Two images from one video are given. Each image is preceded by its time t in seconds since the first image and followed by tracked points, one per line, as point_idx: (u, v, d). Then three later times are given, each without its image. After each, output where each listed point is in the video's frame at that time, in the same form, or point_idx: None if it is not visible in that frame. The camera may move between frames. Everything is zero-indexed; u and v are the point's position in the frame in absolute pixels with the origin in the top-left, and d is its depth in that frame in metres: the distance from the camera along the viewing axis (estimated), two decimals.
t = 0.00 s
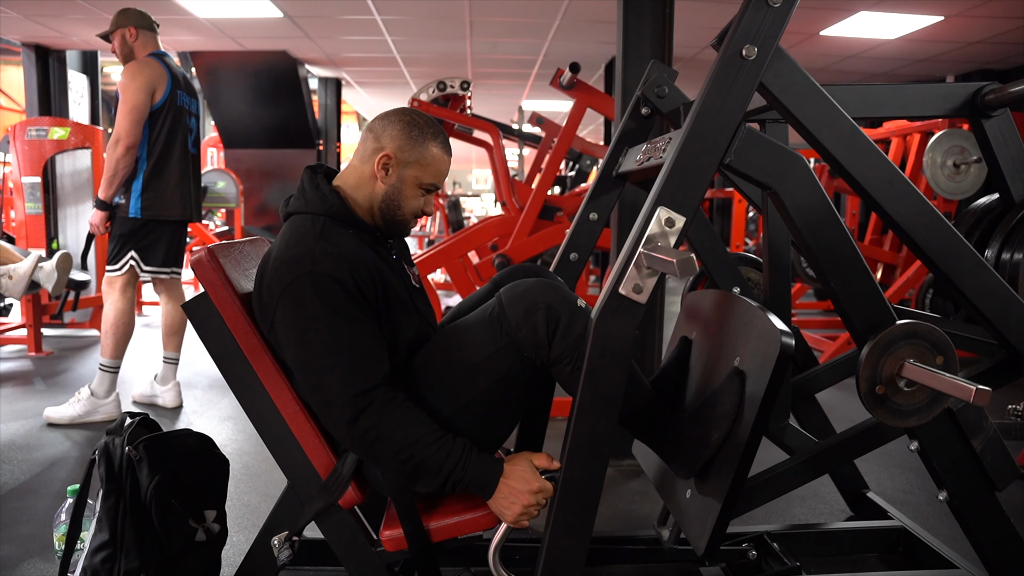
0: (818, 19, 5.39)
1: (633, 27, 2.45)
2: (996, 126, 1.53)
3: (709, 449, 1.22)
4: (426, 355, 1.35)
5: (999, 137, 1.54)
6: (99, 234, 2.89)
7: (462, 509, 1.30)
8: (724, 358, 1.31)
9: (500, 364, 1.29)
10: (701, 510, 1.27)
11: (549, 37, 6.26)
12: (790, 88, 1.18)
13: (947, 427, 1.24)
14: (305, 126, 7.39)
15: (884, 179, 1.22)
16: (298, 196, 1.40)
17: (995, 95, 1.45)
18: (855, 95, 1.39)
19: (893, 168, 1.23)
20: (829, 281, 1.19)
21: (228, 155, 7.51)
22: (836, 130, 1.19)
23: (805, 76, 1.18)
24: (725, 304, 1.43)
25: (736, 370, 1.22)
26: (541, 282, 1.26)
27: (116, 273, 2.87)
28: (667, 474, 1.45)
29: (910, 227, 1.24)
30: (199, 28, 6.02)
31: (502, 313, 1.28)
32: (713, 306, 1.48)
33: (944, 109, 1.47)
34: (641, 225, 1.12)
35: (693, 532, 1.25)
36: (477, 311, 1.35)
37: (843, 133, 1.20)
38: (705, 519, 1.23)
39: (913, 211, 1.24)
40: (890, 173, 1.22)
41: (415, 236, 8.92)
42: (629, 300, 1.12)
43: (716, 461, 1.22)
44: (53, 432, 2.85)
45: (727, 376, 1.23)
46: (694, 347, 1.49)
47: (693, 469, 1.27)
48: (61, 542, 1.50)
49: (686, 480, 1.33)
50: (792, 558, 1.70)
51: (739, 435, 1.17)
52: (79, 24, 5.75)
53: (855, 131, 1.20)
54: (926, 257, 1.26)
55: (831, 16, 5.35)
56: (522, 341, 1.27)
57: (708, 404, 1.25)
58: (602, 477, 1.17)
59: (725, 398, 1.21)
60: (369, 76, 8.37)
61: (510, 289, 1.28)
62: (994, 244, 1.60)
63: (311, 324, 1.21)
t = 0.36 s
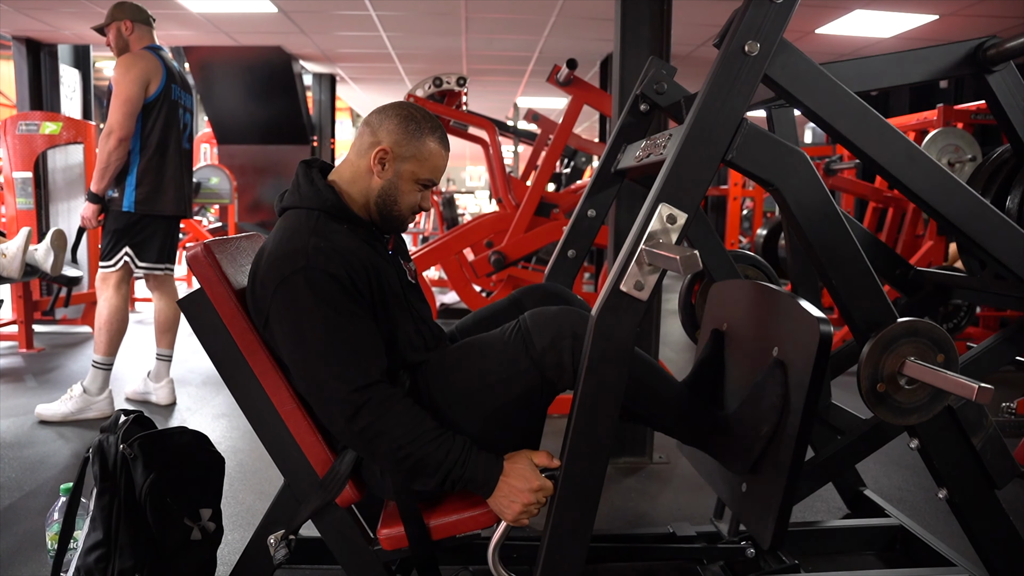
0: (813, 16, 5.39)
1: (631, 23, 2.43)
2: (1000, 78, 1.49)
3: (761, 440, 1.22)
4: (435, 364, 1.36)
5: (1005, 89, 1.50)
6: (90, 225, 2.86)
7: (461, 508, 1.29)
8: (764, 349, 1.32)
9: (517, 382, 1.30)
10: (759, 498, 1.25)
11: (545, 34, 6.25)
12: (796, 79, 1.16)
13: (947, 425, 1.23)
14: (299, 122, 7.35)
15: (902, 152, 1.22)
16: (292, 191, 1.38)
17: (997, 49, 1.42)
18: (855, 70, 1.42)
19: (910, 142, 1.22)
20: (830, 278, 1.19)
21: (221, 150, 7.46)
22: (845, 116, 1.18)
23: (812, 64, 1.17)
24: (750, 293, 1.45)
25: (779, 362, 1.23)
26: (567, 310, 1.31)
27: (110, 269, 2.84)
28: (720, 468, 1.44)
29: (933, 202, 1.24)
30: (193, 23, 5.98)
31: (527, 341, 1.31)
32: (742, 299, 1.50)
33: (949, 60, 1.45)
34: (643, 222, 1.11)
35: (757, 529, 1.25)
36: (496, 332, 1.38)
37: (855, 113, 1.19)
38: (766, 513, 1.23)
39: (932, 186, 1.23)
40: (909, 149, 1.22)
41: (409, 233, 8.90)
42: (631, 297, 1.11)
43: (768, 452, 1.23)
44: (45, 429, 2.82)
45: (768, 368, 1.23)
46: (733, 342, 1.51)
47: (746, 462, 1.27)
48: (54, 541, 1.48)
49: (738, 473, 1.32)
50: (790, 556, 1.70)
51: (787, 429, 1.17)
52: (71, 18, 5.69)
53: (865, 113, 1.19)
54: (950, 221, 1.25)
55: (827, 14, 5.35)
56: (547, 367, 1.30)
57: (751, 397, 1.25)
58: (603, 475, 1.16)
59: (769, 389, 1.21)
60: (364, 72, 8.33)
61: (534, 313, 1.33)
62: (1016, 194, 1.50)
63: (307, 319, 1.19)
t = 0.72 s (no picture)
0: (809, 15, 5.40)
1: (629, 21, 2.43)
2: (1002, 26, 1.40)
3: (820, 426, 1.32)
4: (448, 380, 1.37)
5: (1008, 38, 1.41)
6: (85, 225, 2.86)
7: (460, 508, 1.28)
8: (806, 334, 1.41)
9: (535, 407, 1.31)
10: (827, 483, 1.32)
11: (541, 32, 6.24)
12: (803, 72, 1.16)
13: (949, 424, 1.23)
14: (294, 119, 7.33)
15: (922, 122, 1.19)
16: (297, 185, 1.38)
17: None
18: (851, 44, 1.45)
19: (928, 112, 1.20)
20: (833, 278, 1.18)
21: (216, 148, 7.43)
22: (860, 93, 1.17)
23: (819, 52, 1.16)
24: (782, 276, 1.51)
25: (824, 347, 1.32)
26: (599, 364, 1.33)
27: (104, 267, 2.82)
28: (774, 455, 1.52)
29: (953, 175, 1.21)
30: (188, 19, 5.95)
31: (559, 390, 1.33)
32: (771, 283, 1.56)
33: (940, 10, 1.39)
34: (644, 221, 1.11)
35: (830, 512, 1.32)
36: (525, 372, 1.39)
37: (866, 94, 1.17)
38: (838, 495, 1.30)
39: (952, 152, 1.21)
40: (926, 117, 1.19)
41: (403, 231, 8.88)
42: (632, 296, 1.10)
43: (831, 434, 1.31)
44: (38, 428, 2.79)
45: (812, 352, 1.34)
46: (770, 328, 1.58)
47: (811, 446, 1.35)
48: (48, 541, 1.47)
49: (802, 457, 1.39)
50: (789, 556, 1.70)
51: (847, 410, 1.26)
52: (65, 14, 5.66)
53: (878, 90, 1.17)
54: (978, 182, 1.23)
55: (823, 14, 5.35)
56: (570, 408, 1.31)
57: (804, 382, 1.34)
58: (604, 476, 1.15)
59: (820, 375, 1.30)
60: (359, 70, 8.32)
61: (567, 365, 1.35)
62: None
63: (308, 316, 1.18)
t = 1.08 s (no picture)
0: (806, 15, 5.40)
1: (627, 19, 2.42)
2: (999, 17, 1.38)
3: (827, 426, 1.35)
4: (452, 387, 1.36)
5: (1005, 30, 1.39)
6: (76, 226, 2.81)
7: (458, 509, 1.27)
8: (813, 333, 1.44)
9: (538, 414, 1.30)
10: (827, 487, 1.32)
11: (538, 32, 6.23)
12: (805, 70, 1.15)
13: (949, 426, 1.23)
14: (290, 118, 7.30)
15: (924, 119, 1.19)
16: (300, 181, 1.36)
17: None
18: (852, 41, 1.47)
19: (930, 107, 1.19)
20: (834, 278, 1.18)
21: (211, 146, 7.40)
22: (863, 91, 1.16)
23: (822, 51, 1.15)
24: (787, 272, 1.55)
25: (830, 345, 1.35)
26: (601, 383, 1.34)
27: (92, 264, 2.80)
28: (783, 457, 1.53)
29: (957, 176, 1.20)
30: (183, 17, 5.92)
31: (562, 409, 1.33)
32: (776, 281, 1.60)
33: (932, 4, 1.41)
34: (644, 221, 1.10)
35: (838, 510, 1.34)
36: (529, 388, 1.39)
37: (870, 90, 1.17)
38: (844, 497, 1.32)
39: (957, 146, 1.21)
40: (929, 114, 1.19)
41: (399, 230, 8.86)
42: (632, 296, 1.10)
43: (838, 435, 1.33)
44: (31, 428, 2.77)
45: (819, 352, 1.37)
46: (775, 326, 1.62)
47: (820, 447, 1.37)
48: (42, 543, 1.45)
49: (811, 456, 1.41)
50: (788, 558, 1.69)
51: (853, 406, 1.29)
52: (59, 11, 5.62)
53: (879, 87, 1.17)
54: (983, 176, 1.23)
55: (820, 13, 5.35)
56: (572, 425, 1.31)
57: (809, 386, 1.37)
58: (604, 478, 1.14)
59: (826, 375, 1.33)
60: (355, 69, 8.30)
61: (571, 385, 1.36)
62: None
63: (311, 313, 1.17)
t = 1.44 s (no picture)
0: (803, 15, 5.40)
1: (626, 18, 2.42)
2: (999, 15, 1.38)
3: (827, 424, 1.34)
4: (451, 385, 1.36)
5: (1004, 27, 1.39)
6: (66, 223, 2.84)
7: (456, 509, 1.27)
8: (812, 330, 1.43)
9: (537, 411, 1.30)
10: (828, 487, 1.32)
11: (534, 31, 6.22)
12: (807, 67, 1.15)
13: (949, 425, 1.22)
14: (286, 117, 7.28)
15: (925, 117, 1.19)
16: (298, 176, 1.36)
17: None
18: (852, 38, 1.46)
19: (930, 105, 1.19)
20: (835, 276, 1.17)
21: (206, 145, 7.38)
22: (863, 89, 1.16)
23: (823, 49, 1.15)
24: (786, 270, 1.56)
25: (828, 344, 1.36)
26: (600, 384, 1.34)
27: (81, 263, 2.77)
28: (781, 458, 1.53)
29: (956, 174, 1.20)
30: (178, 15, 5.89)
31: (561, 409, 1.33)
32: (776, 280, 1.61)
33: (931, 2, 1.40)
34: (645, 219, 1.10)
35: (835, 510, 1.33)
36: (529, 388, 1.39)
37: (870, 88, 1.17)
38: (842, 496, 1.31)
39: (957, 145, 1.21)
40: (929, 112, 1.19)
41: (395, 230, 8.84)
42: (633, 295, 1.09)
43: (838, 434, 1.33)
44: (25, 427, 2.75)
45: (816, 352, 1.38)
46: (774, 326, 1.62)
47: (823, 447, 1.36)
48: (37, 543, 1.45)
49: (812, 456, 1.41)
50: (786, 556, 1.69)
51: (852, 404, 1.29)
52: (53, 8, 5.59)
53: (880, 85, 1.17)
54: (982, 175, 1.23)
55: (817, 13, 5.35)
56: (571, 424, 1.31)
57: (808, 385, 1.38)
58: (604, 477, 1.14)
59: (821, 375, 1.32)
60: (351, 68, 8.28)
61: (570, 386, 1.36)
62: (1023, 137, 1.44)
63: (310, 309, 1.16)
